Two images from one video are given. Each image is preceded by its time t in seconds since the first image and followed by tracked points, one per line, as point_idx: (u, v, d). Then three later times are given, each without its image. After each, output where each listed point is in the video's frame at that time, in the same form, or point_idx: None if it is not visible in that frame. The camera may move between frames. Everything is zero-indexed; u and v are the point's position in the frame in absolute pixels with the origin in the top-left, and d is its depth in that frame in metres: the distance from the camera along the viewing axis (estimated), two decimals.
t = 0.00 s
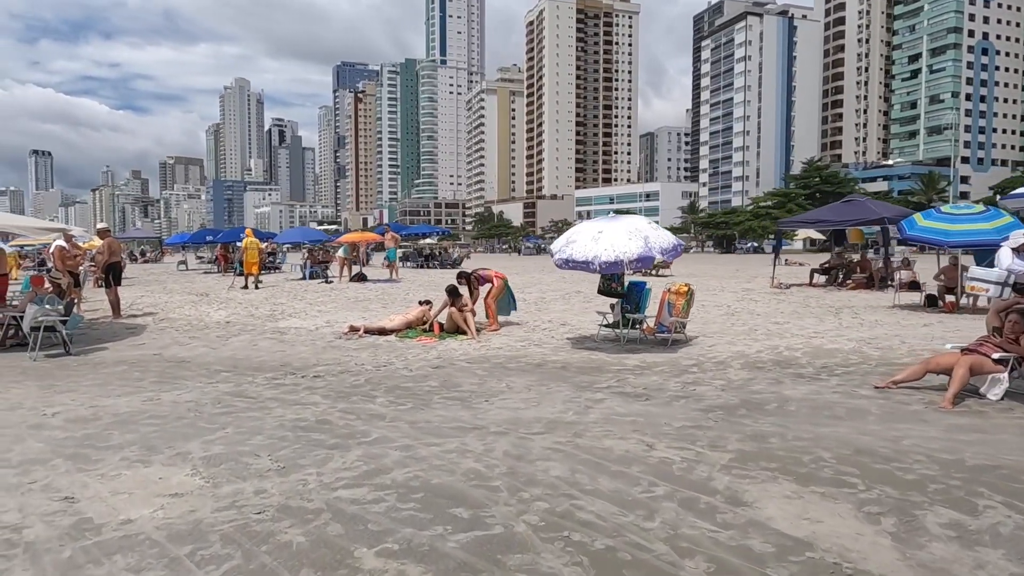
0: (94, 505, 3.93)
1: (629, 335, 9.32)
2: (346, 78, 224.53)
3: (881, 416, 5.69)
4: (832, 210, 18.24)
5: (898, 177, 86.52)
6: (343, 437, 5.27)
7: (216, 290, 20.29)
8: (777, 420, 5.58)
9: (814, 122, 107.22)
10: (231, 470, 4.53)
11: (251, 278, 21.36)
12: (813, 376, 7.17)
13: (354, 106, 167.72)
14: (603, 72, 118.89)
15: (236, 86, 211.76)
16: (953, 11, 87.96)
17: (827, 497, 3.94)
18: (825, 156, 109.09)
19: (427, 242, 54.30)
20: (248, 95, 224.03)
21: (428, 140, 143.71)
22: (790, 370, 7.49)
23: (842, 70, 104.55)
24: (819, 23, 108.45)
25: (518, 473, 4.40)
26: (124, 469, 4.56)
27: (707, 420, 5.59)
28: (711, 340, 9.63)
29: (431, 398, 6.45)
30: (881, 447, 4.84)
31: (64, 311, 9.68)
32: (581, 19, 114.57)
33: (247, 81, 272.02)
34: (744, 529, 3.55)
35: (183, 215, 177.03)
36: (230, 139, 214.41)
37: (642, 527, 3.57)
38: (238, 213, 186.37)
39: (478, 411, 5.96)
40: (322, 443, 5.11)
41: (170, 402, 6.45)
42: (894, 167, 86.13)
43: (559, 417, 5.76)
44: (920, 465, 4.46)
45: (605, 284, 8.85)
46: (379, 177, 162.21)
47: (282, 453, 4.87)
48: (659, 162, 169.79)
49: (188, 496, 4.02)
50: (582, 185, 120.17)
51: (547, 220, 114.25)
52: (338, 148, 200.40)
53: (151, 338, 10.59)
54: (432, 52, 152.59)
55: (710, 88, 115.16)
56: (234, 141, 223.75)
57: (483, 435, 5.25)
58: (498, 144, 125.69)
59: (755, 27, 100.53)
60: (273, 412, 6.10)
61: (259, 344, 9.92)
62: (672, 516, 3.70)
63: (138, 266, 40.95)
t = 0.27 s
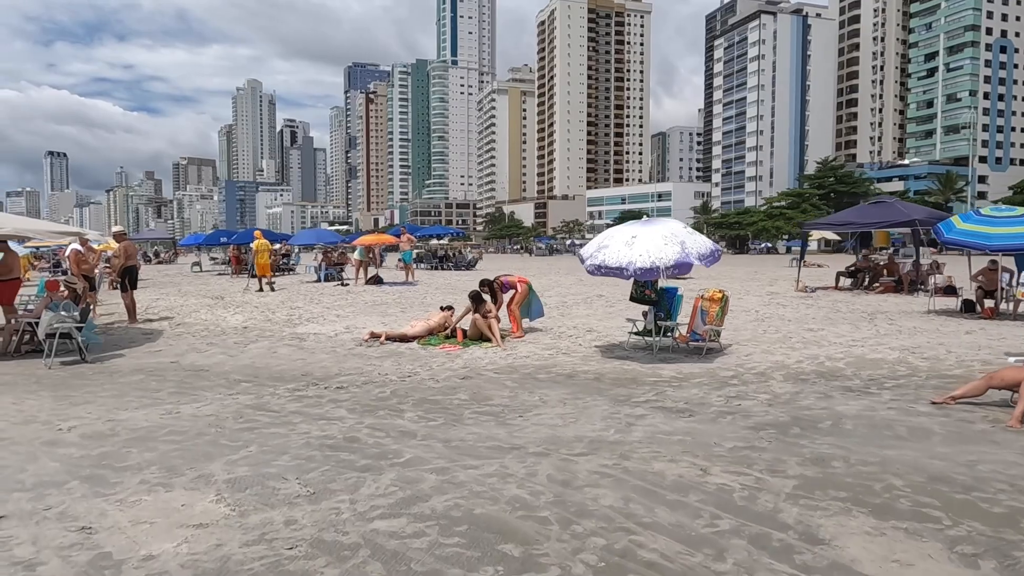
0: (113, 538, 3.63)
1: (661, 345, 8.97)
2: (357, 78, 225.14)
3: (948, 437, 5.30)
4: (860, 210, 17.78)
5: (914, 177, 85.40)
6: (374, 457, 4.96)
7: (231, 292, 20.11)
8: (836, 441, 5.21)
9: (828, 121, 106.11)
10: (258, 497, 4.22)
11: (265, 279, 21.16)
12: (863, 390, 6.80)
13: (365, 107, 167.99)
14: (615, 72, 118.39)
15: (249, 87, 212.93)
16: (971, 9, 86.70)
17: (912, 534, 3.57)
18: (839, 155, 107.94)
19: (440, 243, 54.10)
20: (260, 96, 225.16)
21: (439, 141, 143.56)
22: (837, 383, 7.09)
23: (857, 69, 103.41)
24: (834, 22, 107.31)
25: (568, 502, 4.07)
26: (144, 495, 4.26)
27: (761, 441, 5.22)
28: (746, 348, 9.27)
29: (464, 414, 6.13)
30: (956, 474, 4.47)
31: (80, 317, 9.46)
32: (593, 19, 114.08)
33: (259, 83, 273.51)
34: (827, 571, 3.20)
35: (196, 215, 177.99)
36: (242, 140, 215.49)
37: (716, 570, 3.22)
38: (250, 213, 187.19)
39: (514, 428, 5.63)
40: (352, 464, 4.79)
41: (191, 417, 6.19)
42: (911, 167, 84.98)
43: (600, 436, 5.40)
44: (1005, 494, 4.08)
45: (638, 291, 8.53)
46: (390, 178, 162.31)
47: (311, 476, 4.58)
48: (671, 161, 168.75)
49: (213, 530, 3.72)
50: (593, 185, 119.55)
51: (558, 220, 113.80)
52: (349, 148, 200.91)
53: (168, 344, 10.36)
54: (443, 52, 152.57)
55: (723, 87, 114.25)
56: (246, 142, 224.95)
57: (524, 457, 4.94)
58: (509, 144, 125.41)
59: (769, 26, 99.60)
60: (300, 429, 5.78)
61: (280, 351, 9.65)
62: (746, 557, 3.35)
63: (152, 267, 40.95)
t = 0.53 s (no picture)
0: (146, 553, 3.34)
1: (701, 344, 8.62)
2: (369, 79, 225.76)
3: None
4: (889, 209, 17.29)
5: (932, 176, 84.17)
6: (418, 463, 4.65)
7: (248, 291, 19.92)
8: (910, 450, 4.84)
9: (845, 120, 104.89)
10: (299, 507, 3.93)
11: (279, 280, 21.05)
12: (924, 394, 6.41)
13: (377, 107, 168.37)
14: (627, 71, 117.75)
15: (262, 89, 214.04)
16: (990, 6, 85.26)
17: None
18: (855, 154, 106.67)
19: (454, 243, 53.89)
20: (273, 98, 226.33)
21: (451, 141, 143.38)
22: (896, 387, 6.70)
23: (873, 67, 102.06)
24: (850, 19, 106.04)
25: (634, 515, 3.74)
26: (178, 504, 3.99)
27: (829, 448, 4.88)
28: (788, 349, 8.89)
29: (505, 417, 5.84)
30: None
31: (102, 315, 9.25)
32: (606, 18, 113.46)
33: (272, 84, 275.05)
34: None
35: (209, 216, 179.03)
36: (255, 141, 216.62)
37: None
38: (263, 214, 188.04)
39: (562, 433, 5.32)
40: (396, 471, 4.49)
41: (219, 419, 5.92)
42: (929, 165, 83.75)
43: (655, 441, 5.08)
44: None
45: (677, 289, 8.22)
46: (402, 178, 162.44)
47: (352, 484, 4.29)
48: (684, 161, 167.63)
49: (255, 544, 3.44)
50: (606, 185, 118.94)
51: (570, 220, 113.28)
52: (362, 149, 201.33)
53: (190, 343, 10.16)
54: (455, 52, 152.49)
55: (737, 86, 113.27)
56: (259, 143, 226.18)
57: (577, 463, 4.64)
58: (521, 145, 125.04)
59: (784, 24, 98.62)
60: (334, 432, 5.50)
61: (305, 351, 9.39)
62: None
63: (168, 267, 41.01)
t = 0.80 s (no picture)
0: None
1: (739, 353, 8.29)
2: (383, 80, 226.62)
3: None
4: (922, 211, 16.83)
5: (952, 175, 82.85)
6: (461, 486, 4.38)
7: (266, 293, 19.81)
8: (985, 474, 4.51)
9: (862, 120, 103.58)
10: (339, 535, 3.67)
11: (294, 282, 21.03)
12: (988, 411, 6.02)
13: (390, 108, 168.97)
14: (641, 71, 117.21)
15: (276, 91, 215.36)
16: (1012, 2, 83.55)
17: None
18: (872, 154, 105.29)
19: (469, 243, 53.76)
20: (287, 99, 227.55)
21: (464, 141, 143.30)
22: (955, 402, 6.33)
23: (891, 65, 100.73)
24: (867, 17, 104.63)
25: (703, 550, 3.44)
26: (210, 531, 3.74)
27: (899, 471, 4.57)
28: (830, 358, 8.54)
29: (546, 432, 5.55)
30: None
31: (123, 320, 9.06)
32: (619, 18, 112.93)
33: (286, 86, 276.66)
34: None
35: (224, 216, 180.19)
36: (270, 142, 217.97)
37: None
38: (277, 214, 189.10)
39: (609, 452, 5.02)
40: (438, 494, 4.23)
41: (247, 432, 5.67)
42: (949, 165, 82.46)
43: (709, 462, 4.77)
44: None
45: (717, 295, 8.00)
46: (414, 178, 162.57)
47: (394, 508, 4.03)
48: (698, 161, 166.52)
49: None
50: (618, 185, 118.27)
51: (583, 220, 112.81)
52: (375, 150, 201.91)
53: (212, 348, 9.98)
54: (467, 53, 152.55)
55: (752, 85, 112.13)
56: (273, 144, 227.50)
57: (630, 487, 4.34)
58: (534, 146, 124.83)
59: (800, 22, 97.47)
60: (368, 448, 5.23)
61: (329, 357, 9.20)
62: None
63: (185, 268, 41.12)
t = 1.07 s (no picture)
0: None
1: (782, 354, 7.92)
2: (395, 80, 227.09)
3: None
4: (957, 208, 16.27)
5: (972, 175, 81.44)
6: (506, 495, 4.07)
7: (284, 292, 19.64)
8: None
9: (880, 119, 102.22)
10: (380, 552, 3.36)
11: (310, 282, 20.94)
12: None
13: (404, 109, 169.23)
14: (655, 71, 116.47)
15: (290, 92, 216.49)
16: None
17: None
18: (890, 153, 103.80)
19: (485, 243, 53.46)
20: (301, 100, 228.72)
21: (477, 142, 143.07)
22: None
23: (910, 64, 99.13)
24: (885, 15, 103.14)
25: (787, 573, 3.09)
26: (240, 545, 3.43)
27: (983, 483, 4.18)
28: (877, 359, 8.12)
29: (589, 438, 5.22)
30: None
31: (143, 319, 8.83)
32: (633, 17, 112.27)
33: (300, 87, 278.14)
34: None
35: (239, 217, 181.45)
36: (284, 143, 219.34)
37: None
38: (291, 215, 190.02)
39: (661, 459, 4.68)
40: (482, 507, 3.91)
41: (273, 436, 5.39)
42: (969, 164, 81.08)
43: (771, 471, 4.42)
44: None
45: (759, 293, 7.70)
46: (428, 179, 162.63)
47: (436, 521, 3.71)
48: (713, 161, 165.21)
49: None
50: (632, 185, 117.55)
51: (597, 220, 112.24)
52: (388, 150, 202.20)
53: (232, 347, 9.73)
54: (481, 54, 152.46)
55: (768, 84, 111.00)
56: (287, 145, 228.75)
57: (690, 498, 4.00)
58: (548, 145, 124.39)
59: (817, 20, 96.35)
60: (401, 454, 4.91)
61: (353, 357, 8.92)
62: None
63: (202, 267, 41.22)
